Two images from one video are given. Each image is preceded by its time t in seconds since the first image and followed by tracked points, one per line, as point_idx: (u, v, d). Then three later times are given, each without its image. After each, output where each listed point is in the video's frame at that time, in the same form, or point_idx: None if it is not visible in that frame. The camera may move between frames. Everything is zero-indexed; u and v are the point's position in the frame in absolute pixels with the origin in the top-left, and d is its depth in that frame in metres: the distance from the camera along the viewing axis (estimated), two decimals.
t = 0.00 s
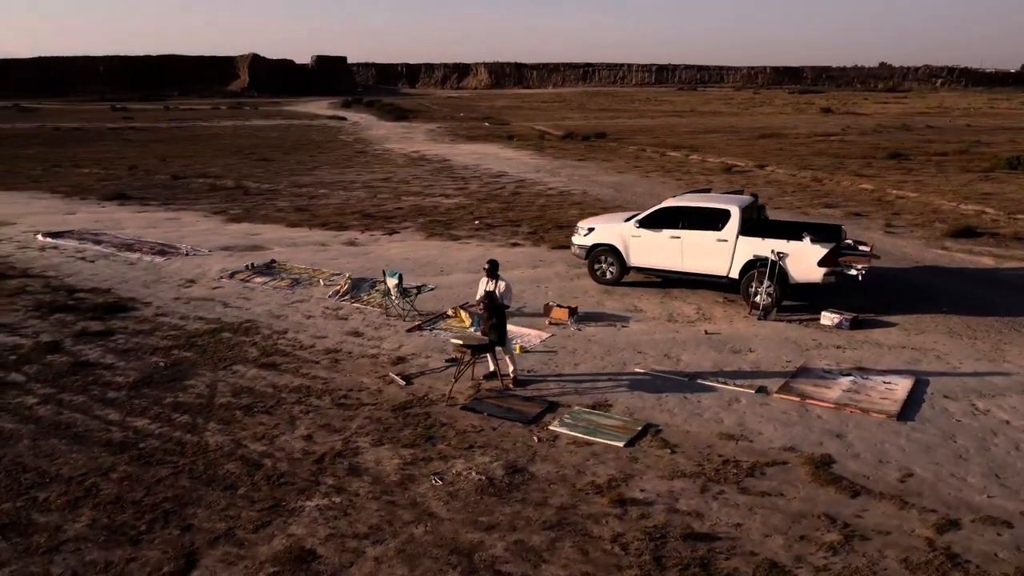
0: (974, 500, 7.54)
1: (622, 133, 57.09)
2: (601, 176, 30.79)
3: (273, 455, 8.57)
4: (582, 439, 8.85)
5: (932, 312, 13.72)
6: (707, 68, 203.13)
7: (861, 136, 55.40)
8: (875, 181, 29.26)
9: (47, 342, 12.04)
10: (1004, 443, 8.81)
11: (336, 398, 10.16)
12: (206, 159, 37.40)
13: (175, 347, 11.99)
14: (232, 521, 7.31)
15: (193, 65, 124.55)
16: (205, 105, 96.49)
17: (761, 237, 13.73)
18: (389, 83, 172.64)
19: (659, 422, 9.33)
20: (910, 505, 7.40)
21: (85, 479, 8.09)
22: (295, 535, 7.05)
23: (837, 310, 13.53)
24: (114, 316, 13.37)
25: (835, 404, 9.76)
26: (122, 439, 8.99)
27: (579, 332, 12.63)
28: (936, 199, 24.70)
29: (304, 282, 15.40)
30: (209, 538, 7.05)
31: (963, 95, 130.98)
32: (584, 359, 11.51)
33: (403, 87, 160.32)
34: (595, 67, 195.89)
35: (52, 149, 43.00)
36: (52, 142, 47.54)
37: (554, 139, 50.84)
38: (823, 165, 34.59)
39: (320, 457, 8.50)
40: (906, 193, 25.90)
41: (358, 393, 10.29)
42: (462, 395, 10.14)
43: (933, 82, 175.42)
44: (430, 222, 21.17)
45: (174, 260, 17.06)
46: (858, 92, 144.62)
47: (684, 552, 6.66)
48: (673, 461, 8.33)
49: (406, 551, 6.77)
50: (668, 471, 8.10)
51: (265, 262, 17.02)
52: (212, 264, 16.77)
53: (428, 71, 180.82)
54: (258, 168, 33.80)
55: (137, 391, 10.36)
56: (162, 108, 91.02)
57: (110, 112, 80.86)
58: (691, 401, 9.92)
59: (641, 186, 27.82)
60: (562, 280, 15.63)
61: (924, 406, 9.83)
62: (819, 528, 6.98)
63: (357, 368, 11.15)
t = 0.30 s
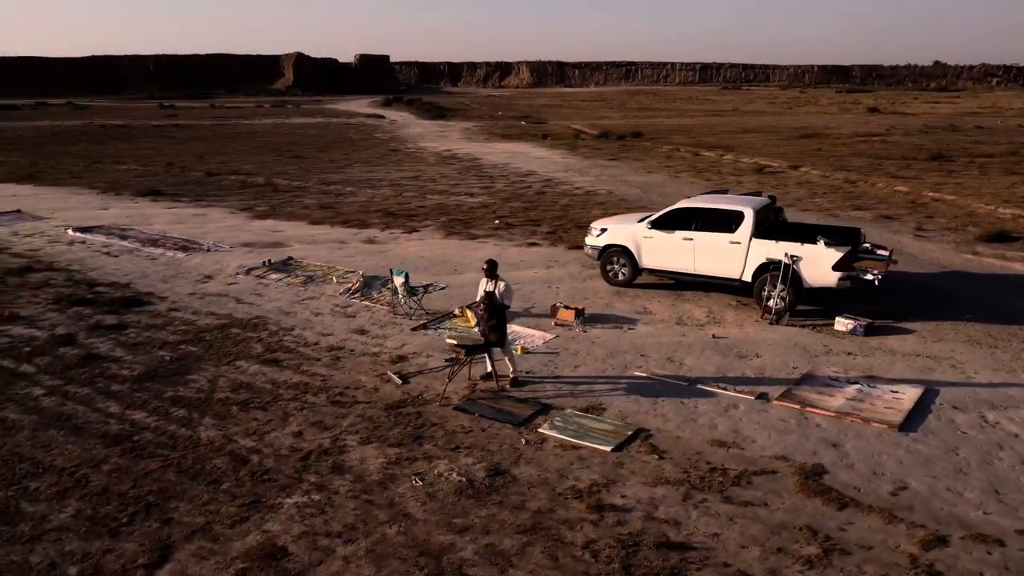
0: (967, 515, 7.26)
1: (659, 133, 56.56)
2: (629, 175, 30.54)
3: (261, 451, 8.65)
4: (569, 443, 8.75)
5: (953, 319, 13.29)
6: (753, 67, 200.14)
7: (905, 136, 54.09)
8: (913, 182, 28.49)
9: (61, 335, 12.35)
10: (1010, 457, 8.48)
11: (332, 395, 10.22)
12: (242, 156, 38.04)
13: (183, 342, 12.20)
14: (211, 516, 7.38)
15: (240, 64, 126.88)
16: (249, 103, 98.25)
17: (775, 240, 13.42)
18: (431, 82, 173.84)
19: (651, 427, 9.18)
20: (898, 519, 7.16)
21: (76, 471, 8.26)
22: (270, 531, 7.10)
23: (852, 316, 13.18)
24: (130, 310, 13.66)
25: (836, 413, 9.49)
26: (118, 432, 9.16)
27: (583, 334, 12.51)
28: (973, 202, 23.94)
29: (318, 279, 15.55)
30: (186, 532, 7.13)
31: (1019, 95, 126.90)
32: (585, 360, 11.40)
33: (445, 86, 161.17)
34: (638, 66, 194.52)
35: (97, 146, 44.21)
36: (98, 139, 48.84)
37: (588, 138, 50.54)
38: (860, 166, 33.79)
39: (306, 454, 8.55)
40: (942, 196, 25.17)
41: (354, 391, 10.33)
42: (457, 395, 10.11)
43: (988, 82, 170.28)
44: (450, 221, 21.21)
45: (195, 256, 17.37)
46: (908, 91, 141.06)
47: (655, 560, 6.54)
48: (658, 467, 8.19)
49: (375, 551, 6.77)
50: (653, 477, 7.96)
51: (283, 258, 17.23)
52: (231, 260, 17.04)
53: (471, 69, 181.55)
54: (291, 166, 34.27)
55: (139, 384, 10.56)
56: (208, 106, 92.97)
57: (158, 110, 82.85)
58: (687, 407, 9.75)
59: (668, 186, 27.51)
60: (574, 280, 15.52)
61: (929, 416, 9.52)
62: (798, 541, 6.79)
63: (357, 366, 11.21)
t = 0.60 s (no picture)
0: (959, 532, 6.99)
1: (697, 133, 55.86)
2: (658, 176, 30.22)
3: (251, 446, 8.73)
4: (558, 446, 8.65)
5: (973, 326, 12.84)
6: (800, 66, 196.57)
7: (952, 137, 52.57)
8: (952, 185, 27.65)
9: (77, 328, 12.64)
10: (1014, 471, 8.14)
11: (330, 392, 10.28)
12: (277, 154, 38.60)
13: (192, 336, 12.40)
14: (192, 509, 7.47)
15: (285, 62, 128.80)
16: (292, 101, 99.74)
17: (789, 243, 13.13)
18: (473, 80, 174.41)
19: (642, 431, 9.04)
20: (884, 533, 6.93)
21: (71, 461, 8.43)
22: (247, 526, 7.16)
23: (867, 321, 12.83)
24: (146, 304, 13.93)
25: (836, 421, 9.23)
26: (116, 424, 9.34)
27: (588, 335, 12.40)
28: (1013, 205, 23.14)
29: (332, 276, 15.68)
30: (166, 524, 7.22)
31: None
32: (587, 362, 11.28)
33: (486, 84, 161.36)
34: (682, 64, 192.53)
35: (140, 143, 45.28)
36: (143, 136, 50.02)
37: (624, 138, 50.13)
38: (899, 167, 32.90)
39: (294, 451, 8.61)
40: (980, 199, 24.38)
41: (351, 388, 10.38)
42: (453, 394, 10.08)
43: None
44: (471, 220, 21.22)
45: (216, 251, 17.65)
46: (961, 91, 137.04)
47: (626, 567, 6.43)
48: (644, 472, 8.05)
49: (347, 549, 6.77)
50: (636, 482, 7.83)
51: (301, 255, 17.41)
52: (250, 256, 17.28)
53: (513, 68, 181.66)
54: (323, 163, 34.67)
55: (144, 377, 10.75)
56: (252, 104, 94.62)
57: (203, 107, 84.57)
58: (683, 412, 9.57)
59: (697, 187, 27.14)
60: (587, 281, 15.39)
61: (935, 427, 9.20)
62: (776, 553, 6.62)
63: (358, 364, 11.26)
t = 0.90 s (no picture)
0: (950, 549, 6.74)
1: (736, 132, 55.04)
2: (689, 176, 29.84)
3: (243, 441, 8.82)
4: (546, 448, 8.56)
5: (995, 334, 12.41)
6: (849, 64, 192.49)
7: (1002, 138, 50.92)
8: (993, 187, 26.77)
9: (93, 320, 12.93)
10: (1018, 486, 7.82)
11: (328, 388, 10.34)
12: (312, 151, 39.06)
13: (203, 330, 12.59)
14: (177, 502, 7.57)
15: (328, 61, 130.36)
16: (334, 99, 100.90)
17: (805, 245, 12.82)
18: (515, 79, 174.47)
19: (635, 435, 8.90)
20: (870, 548, 6.71)
21: (68, 451, 8.62)
22: (227, 520, 7.23)
23: (883, 328, 12.48)
24: (163, 298, 14.20)
25: (837, 429, 8.98)
26: (117, 415, 9.52)
27: (594, 336, 12.28)
28: None
29: (347, 273, 15.80)
30: (150, 516, 7.33)
31: None
32: (589, 364, 11.16)
33: (528, 83, 161.17)
34: (727, 63, 189.98)
35: (182, 139, 46.22)
36: (185, 133, 51.07)
37: (660, 137, 49.64)
38: (941, 169, 31.96)
39: (284, 446, 8.67)
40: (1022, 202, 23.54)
41: (350, 386, 10.43)
42: (450, 393, 10.06)
43: None
44: (493, 219, 21.20)
45: (238, 247, 17.92)
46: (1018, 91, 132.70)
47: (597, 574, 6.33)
48: (630, 477, 7.93)
49: (321, 546, 6.80)
50: (621, 487, 7.71)
51: (320, 252, 17.58)
52: (270, 252, 17.50)
53: (555, 66, 181.29)
54: (355, 161, 34.98)
55: (151, 370, 10.95)
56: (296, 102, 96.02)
57: (247, 105, 86.02)
58: (679, 416, 9.41)
59: (726, 187, 26.74)
60: (601, 282, 15.26)
61: (940, 439, 8.89)
62: (753, 565, 6.45)
63: (360, 361, 11.31)
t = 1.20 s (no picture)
0: (938, 565, 6.49)
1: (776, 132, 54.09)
2: (720, 176, 29.41)
3: (237, 435, 8.92)
4: (535, 450, 8.48)
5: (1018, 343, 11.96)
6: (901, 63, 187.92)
7: None
8: None
9: (110, 313, 13.21)
10: (1021, 502, 7.50)
11: (328, 385, 10.39)
12: (346, 149, 39.45)
13: (214, 325, 12.78)
14: (163, 494, 7.67)
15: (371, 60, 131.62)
16: (375, 98, 101.82)
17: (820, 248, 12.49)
18: (557, 77, 174.06)
19: (627, 439, 8.77)
20: (853, 562, 6.50)
21: (67, 441, 8.81)
22: (209, 514, 7.30)
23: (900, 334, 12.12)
24: (180, 292, 14.45)
25: (837, 438, 8.73)
26: (119, 407, 9.70)
27: (600, 338, 12.16)
28: None
29: (362, 270, 15.89)
30: (136, 507, 7.44)
31: None
32: (592, 366, 11.05)
33: (570, 82, 160.77)
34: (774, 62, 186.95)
35: (222, 137, 47.07)
36: (226, 131, 52.00)
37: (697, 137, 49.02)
38: (985, 171, 30.98)
39: (276, 441, 8.74)
40: None
41: (350, 382, 10.47)
42: (447, 392, 10.04)
43: None
44: (515, 218, 21.15)
45: (259, 243, 18.16)
46: None
47: None
48: (616, 482, 7.81)
49: (296, 542, 6.83)
50: (604, 492, 7.60)
51: (339, 248, 17.73)
52: (290, 248, 17.70)
53: (598, 65, 180.43)
54: (387, 158, 35.23)
55: (158, 363, 11.15)
56: (337, 100, 97.20)
57: (290, 104, 87.27)
58: (676, 421, 9.25)
59: (756, 188, 26.30)
60: (615, 282, 15.12)
61: (945, 451, 8.58)
62: None
63: (364, 358, 11.36)
